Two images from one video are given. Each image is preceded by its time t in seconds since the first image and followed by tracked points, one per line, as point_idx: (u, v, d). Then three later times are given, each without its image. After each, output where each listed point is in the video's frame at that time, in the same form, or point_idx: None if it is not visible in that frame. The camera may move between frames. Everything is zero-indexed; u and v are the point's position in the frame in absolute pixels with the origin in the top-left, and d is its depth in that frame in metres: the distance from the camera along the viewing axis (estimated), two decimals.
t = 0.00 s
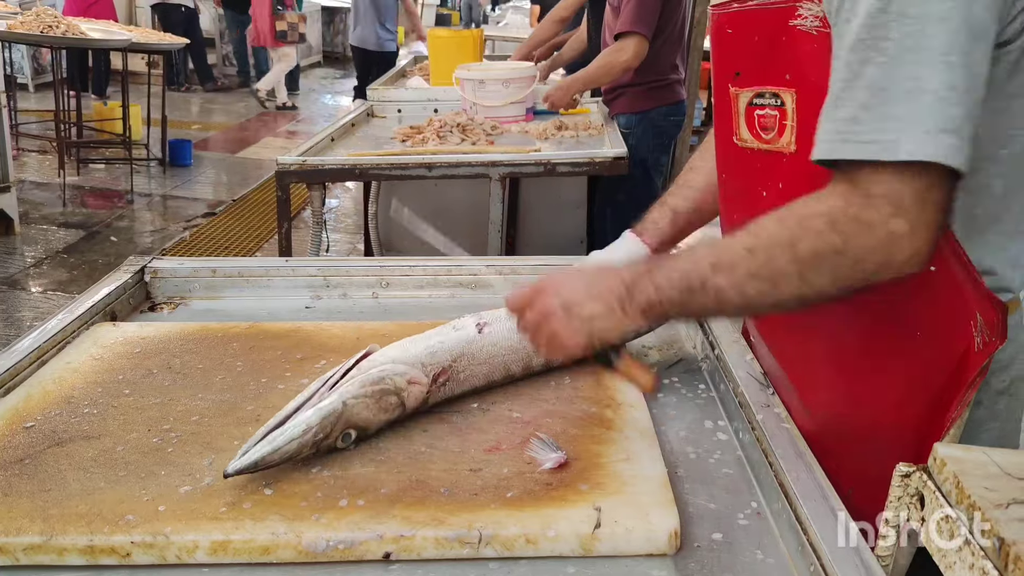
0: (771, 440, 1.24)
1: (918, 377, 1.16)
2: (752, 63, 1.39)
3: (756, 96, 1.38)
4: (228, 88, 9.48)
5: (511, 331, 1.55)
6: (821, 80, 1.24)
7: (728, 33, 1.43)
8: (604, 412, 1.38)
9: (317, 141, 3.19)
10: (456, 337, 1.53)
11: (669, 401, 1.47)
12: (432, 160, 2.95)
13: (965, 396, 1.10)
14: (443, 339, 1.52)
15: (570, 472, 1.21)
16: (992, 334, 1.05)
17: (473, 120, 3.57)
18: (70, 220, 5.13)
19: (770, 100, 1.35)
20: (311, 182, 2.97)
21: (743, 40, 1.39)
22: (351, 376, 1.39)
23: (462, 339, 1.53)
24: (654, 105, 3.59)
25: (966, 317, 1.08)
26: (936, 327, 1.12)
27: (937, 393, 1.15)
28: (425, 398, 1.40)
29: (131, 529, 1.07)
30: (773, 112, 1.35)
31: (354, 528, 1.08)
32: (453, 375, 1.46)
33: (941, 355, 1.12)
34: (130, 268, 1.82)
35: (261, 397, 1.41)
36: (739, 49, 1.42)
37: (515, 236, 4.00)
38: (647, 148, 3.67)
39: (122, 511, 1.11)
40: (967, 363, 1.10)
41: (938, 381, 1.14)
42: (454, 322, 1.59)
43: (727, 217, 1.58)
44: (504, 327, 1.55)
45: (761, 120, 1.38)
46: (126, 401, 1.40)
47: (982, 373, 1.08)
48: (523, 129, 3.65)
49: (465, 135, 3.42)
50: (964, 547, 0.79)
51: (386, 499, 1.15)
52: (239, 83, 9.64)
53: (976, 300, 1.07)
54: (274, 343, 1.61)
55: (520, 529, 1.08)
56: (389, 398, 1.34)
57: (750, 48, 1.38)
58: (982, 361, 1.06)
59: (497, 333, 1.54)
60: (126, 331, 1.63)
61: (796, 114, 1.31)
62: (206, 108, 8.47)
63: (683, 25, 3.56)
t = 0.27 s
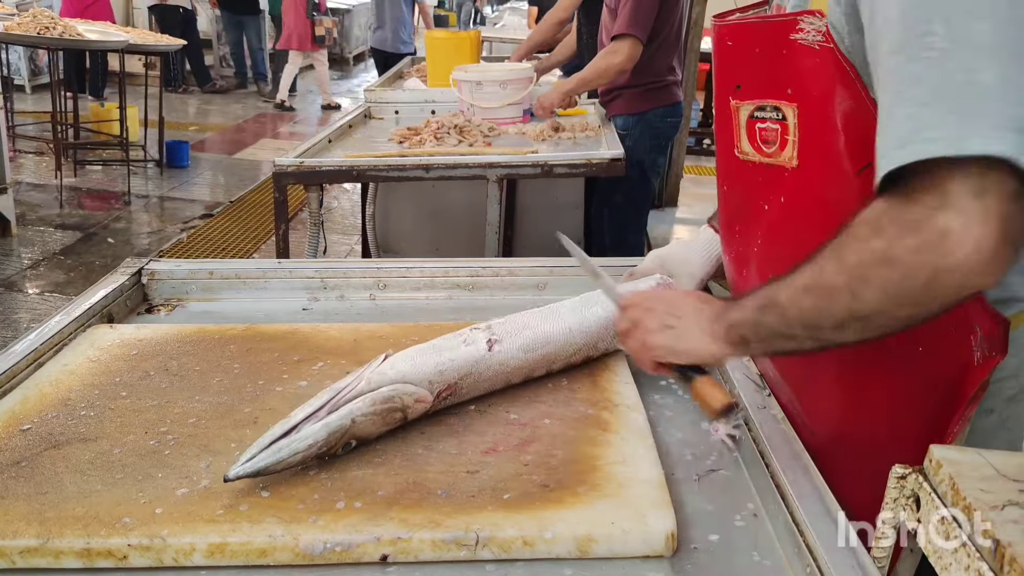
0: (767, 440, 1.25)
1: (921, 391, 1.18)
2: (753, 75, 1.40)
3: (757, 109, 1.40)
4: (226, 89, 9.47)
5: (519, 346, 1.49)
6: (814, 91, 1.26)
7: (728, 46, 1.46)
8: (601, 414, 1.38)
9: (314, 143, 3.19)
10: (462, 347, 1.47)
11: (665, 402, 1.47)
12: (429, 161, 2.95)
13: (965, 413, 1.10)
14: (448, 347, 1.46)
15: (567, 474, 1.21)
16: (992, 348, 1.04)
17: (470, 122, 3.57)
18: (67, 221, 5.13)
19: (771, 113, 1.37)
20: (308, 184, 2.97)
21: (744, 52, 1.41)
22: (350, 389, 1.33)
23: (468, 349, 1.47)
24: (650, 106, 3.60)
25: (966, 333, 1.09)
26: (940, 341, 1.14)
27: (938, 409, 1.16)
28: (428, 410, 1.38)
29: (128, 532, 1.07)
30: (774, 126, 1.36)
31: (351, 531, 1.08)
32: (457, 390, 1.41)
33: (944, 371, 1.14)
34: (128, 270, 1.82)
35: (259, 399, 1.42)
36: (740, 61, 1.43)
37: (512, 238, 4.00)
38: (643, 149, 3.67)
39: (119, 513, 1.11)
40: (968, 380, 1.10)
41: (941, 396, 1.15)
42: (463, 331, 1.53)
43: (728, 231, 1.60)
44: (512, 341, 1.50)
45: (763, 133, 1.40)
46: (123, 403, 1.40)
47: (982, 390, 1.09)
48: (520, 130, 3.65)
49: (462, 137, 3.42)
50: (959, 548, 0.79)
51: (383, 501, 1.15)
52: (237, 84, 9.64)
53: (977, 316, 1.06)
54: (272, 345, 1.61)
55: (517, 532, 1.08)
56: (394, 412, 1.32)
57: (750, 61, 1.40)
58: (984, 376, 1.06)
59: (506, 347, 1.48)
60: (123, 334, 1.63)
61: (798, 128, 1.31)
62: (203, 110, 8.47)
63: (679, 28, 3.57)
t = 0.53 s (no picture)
0: (767, 440, 1.24)
1: (902, 393, 1.19)
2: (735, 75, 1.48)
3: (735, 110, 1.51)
4: (224, 90, 9.47)
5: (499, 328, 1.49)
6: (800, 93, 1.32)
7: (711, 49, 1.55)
8: (600, 414, 1.38)
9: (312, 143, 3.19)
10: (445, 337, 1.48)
11: (665, 403, 1.47)
12: (428, 161, 2.95)
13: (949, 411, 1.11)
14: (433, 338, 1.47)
15: (566, 474, 1.21)
16: (976, 348, 1.07)
17: (469, 122, 3.57)
18: (65, 222, 5.12)
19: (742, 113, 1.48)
20: (306, 184, 2.96)
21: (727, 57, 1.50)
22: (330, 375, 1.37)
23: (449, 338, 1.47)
24: (648, 106, 3.59)
25: (948, 333, 1.10)
26: (921, 341, 1.15)
27: (919, 412, 1.16)
28: (414, 395, 1.36)
29: (126, 532, 1.07)
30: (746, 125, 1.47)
31: (350, 531, 1.08)
32: (443, 374, 1.40)
33: (923, 371, 1.15)
34: (125, 270, 1.82)
35: (257, 399, 1.41)
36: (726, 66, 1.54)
37: (511, 238, 4.00)
38: (642, 149, 3.67)
39: (118, 514, 1.11)
40: (948, 380, 1.11)
41: (921, 397, 1.16)
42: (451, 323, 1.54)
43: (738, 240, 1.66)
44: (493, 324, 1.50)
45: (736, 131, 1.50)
46: (121, 403, 1.39)
47: (963, 389, 1.10)
48: (519, 130, 3.64)
49: (461, 137, 3.41)
50: (959, 549, 0.79)
51: (382, 501, 1.14)
52: (235, 84, 9.63)
53: (958, 316, 1.09)
54: (270, 345, 1.61)
55: (517, 532, 1.08)
56: (372, 393, 1.33)
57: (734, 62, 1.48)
58: (964, 375, 1.08)
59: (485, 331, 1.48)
60: (121, 334, 1.62)
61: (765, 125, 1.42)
62: (201, 110, 8.46)
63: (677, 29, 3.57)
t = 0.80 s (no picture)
0: (770, 440, 1.24)
1: (899, 388, 1.18)
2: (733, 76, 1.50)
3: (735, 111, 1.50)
4: (224, 88, 9.46)
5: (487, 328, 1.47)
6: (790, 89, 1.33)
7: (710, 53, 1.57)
8: (602, 414, 1.38)
9: (313, 142, 3.18)
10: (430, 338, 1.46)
11: (667, 402, 1.46)
12: (429, 160, 2.94)
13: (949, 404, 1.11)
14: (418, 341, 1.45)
15: (569, 474, 1.21)
16: (974, 341, 1.08)
17: (469, 121, 3.56)
18: (65, 220, 5.11)
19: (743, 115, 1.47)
20: (307, 183, 2.96)
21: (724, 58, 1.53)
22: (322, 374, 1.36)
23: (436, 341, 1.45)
24: (648, 105, 3.58)
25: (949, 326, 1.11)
26: (919, 335, 1.15)
27: (918, 406, 1.16)
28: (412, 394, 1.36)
29: (128, 533, 1.06)
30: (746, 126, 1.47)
31: (353, 532, 1.07)
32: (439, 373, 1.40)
33: (922, 365, 1.14)
34: (126, 270, 1.81)
35: (259, 399, 1.41)
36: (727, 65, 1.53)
37: (512, 237, 4.00)
38: (642, 148, 3.67)
39: (120, 514, 1.10)
40: (949, 374, 1.11)
41: (919, 391, 1.15)
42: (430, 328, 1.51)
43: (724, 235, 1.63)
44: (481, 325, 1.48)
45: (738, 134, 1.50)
46: (122, 403, 1.39)
47: (963, 382, 1.10)
48: (519, 129, 3.64)
49: (462, 136, 3.41)
50: (966, 551, 0.79)
51: (384, 502, 1.14)
52: (236, 83, 9.62)
53: (958, 309, 1.09)
54: (272, 345, 1.60)
55: (520, 533, 1.07)
56: (371, 394, 1.33)
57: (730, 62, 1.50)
58: (965, 367, 1.09)
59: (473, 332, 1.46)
60: (122, 333, 1.62)
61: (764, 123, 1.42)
62: (201, 108, 8.45)
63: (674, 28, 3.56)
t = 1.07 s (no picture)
0: (775, 440, 1.24)
1: (906, 388, 1.16)
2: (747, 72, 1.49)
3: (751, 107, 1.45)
4: (225, 85, 9.45)
5: (357, 363, 1.42)
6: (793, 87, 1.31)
7: (725, 48, 1.57)
8: (606, 413, 1.37)
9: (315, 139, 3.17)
10: (292, 363, 1.40)
11: (671, 400, 1.45)
12: (431, 158, 2.93)
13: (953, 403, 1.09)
14: (282, 367, 1.39)
15: (573, 472, 1.20)
16: (981, 340, 1.05)
17: (471, 119, 3.56)
18: (66, 217, 5.11)
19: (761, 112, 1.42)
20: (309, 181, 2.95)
21: (738, 53, 1.52)
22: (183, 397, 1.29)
23: (305, 371, 1.39)
24: (651, 103, 3.57)
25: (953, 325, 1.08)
26: (924, 333, 1.12)
27: (925, 404, 1.14)
28: (256, 439, 1.26)
29: (130, 531, 1.06)
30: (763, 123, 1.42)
31: (356, 530, 1.07)
32: (291, 413, 1.32)
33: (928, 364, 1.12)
34: (128, 266, 1.81)
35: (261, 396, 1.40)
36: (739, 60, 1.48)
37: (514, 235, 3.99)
38: (645, 146, 3.66)
39: (122, 512, 1.10)
40: (953, 373, 1.09)
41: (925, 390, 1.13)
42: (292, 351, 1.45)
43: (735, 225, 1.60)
44: (349, 358, 1.42)
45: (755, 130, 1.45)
46: (125, 400, 1.39)
47: (969, 381, 1.07)
48: (522, 127, 3.63)
49: (464, 133, 3.40)
50: (975, 550, 0.78)
51: (388, 500, 1.14)
52: (237, 80, 9.61)
53: (961, 308, 1.06)
54: (275, 342, 1.60)
55: (524, 532, 1.07)
56: (216, 443, 1.20)
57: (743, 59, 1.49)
58: (971, 368, 1.06)
59: (342, 366, 1.41)
60: (123, 330, 1.62)
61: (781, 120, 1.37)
62: (203, 106, 8.44)
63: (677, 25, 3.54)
